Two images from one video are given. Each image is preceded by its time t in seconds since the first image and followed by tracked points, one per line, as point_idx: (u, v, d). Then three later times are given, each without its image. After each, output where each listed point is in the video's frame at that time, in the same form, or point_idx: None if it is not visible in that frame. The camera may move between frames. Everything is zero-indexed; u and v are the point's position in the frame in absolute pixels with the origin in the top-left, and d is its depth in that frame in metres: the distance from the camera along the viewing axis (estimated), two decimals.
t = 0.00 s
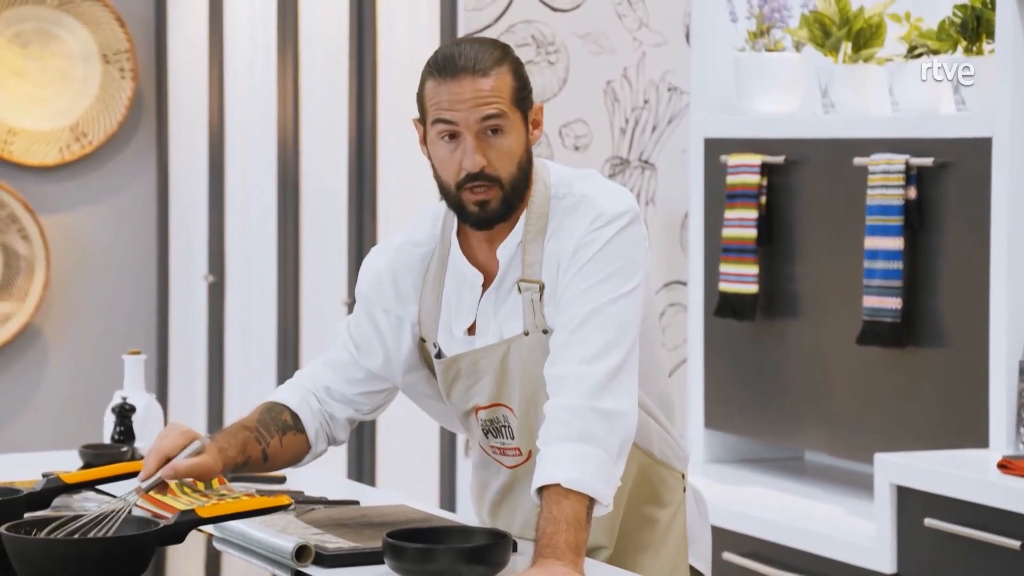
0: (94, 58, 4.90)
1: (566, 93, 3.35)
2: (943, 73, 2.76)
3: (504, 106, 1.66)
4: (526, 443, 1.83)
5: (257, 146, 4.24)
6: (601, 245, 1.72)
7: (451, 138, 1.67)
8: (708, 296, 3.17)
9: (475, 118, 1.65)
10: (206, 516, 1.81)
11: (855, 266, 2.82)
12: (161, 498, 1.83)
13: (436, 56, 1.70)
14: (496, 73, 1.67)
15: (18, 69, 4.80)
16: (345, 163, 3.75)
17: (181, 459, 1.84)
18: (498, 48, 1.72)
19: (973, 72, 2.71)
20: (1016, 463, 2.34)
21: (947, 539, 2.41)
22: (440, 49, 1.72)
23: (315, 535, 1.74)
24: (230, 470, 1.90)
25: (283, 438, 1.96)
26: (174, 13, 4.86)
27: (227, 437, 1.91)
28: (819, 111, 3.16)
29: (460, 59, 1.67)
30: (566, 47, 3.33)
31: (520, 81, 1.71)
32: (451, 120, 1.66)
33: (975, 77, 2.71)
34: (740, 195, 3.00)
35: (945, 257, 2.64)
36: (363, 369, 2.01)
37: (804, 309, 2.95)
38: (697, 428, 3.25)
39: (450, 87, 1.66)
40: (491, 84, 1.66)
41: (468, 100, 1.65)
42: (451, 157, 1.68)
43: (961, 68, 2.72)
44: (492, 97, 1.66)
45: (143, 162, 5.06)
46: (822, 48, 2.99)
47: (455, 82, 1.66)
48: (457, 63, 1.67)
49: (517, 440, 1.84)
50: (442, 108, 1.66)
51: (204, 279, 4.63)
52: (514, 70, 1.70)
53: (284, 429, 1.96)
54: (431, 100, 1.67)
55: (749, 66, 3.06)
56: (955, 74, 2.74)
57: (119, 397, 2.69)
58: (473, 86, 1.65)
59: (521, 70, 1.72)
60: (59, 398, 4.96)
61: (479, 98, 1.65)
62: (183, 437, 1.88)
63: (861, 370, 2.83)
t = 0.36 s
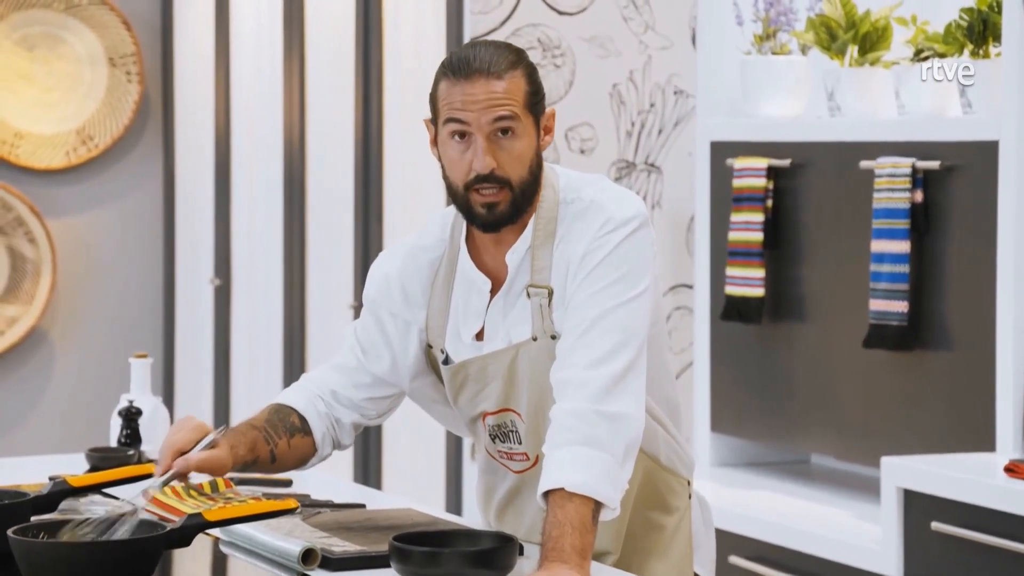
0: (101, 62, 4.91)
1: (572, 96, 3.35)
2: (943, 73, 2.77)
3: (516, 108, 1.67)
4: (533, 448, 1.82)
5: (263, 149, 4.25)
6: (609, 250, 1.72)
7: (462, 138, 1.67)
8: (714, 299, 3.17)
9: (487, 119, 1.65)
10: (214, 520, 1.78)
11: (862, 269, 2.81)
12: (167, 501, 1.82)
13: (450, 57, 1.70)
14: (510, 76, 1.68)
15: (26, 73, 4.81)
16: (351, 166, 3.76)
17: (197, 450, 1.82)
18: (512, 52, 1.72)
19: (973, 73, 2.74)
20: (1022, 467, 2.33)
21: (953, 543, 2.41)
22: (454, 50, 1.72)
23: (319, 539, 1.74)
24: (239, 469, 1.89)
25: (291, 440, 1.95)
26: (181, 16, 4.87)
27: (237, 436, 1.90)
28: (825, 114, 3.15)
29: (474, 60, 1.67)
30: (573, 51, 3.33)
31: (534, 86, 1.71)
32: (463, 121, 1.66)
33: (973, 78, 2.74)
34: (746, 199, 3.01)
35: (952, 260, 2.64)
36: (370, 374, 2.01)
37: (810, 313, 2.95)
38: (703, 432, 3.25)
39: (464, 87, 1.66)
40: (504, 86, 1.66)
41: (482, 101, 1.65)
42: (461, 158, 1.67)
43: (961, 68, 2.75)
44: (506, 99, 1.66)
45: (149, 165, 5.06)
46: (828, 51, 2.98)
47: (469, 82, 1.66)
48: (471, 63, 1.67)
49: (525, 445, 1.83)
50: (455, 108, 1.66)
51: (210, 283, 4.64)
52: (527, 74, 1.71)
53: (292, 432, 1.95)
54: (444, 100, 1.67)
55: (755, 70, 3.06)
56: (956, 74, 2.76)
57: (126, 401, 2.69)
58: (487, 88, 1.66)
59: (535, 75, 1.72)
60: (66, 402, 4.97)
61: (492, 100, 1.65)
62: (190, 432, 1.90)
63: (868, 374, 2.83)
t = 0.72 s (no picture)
0: (115, 67, 4.91)
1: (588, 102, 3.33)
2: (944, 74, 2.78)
3: (512, 127, 1.67)
4: (546, 454, 1.83)
5: (277, 155, 4.25)
6: (622, 255, 1.72)
7: (460, 155, 1.68)
8: (728, 305, 3.17)
9: (481, 137, 1.66)
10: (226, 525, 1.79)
11: (876, 275, 2.81)
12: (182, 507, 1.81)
13: (454, 70, 1.71)
14: (508, 93, 1.67)
15: (41, 80, 4.81)
16: (365, 172, 3.76)
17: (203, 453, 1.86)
18: (517, 64, 1.71)
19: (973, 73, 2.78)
20: None
21: (969, 550, 2.41)
22: (461, 62, 1.72)
23: (333, 545, 1.75)
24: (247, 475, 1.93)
25: (302, 444, 1.99)
26: (195, 22, 4.88)
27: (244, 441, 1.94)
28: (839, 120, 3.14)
29: (474, 76, 1.68)
30: (586, 57, 3.32)
31: (536, 100, 1.70)
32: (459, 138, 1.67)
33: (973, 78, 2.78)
34: (760, 205, 3.00)
35: (967, 266, 2.64)
36: (385, 378, 2.04)
37: (824, 320, 2.95)
38: (717, 438, 3.25)
39: (460, 104, 1.67)
40: (499, 104, 1.66)
41: (476, 120, 1.65)
42: (459, 173, 1.69)
43: (961, 68, 2.78)
44: (500, 118, 1.66)
45: (163, 170, 5.07)
46: (842, 56, 2.97)
47: (465, 100, 1.66)
48: (470, 80, 1.67)
49: (538, 450, 1.84)
50: (452, 125, 1.67)
51: (223, 288, 4.65)
52: (530, 89, 1.70)
53: (303, 436, 1.99)
54: (442, 116, 1.68)
55: (770, 75, 3.05)
56: (955, 74, 2.79)
57: (140, 406, 2.69)
58: (482, 106, 1.66)
59: (539, 87, 1.71)
60: (81, 407, 4.98)
61: (487, 117, 1.65)
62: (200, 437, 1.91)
63: (882, 380, 2.82)
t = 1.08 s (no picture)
0: (131, 71, 4.92)
1: (602, 104, 3.37)
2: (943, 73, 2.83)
3: (489, 138, 1.75)
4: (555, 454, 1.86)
5: (292, 158, 4.26)
6: (659, 276, 1.79)
7: (447, 170, 1.77)
8: (743, 308, 3.17)
9: (461, 155, 1.75)
10: (245, 528, 1.80)
11: (892, 278, 2.81)
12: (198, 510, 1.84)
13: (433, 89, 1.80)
14: (480, 105, 1.76)
15: (57, 83, 4.82)
16: (380, 175, 3.77)
17: (220, 452, 1.87)
18: (491, 75, 1.80)
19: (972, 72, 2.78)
20: None
21: (987, 553, 2.40)
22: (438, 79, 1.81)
23: (348, 548, 1.75)
24: (268, 475, 1.96)
25: (320, 443, 2.02)
26: (210, 25, 4.89)
27: (265, 441, 1.97)
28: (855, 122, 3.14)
29: (447, 93, 1.77)
30: (601, 60, 3.35)
31: (512, 105, 1.78)
32: (444, 157, 1.77)
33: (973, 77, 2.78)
34: (776, 208, 3.01)
35: (983, 270, 2.63)
36: (400, 372, 2.09)
37: (841, 324, 2.94)
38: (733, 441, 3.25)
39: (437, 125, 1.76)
40: (474, 119, 1.75)
41: (453, 137, 1.74)
42: (449, 187, 1.78)
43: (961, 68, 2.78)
44: (476, 132, 1.74)
45: (178, 173, 5.08)
46: (858, 60, 2.96)
47: (441, 119, 1.76)
48: (444, 100, 1.76)
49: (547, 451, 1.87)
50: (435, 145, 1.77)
51: (239, 291, 4.65)
52: (504, 96, 1.78)
53: (323, 434, 2.02)
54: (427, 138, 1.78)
55: (785, 76, 3.04)
56: (955, 74, 2.79)
57: (156, 409, 2.70)
58: (457, 124, 1.75)
59: (515, 94, 1.79)
60: (95, 410, 4.99)
61: (464, 134, 1.74)
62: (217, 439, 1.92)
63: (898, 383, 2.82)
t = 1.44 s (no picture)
0: (146, 70, 4.93)
1: (616, 103, 3.28)
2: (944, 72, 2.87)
3: (497, 150, 1.74)
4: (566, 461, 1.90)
5: (306, 156, 4.26)
6: (661, 280, 1.78)
7: (455, 185, 1.76)
8: (758, 307, 3.16)
9: (469, 168, 1.74)
10: (258, 526, 1.79)
11: (906, 279, 2.80)
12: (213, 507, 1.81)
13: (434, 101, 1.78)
14: (485, 117, 1.74)
15: (72, 82, 4.83)
16: (393, 173, 3.77)
17: (238, 455, 1.90)
18: (492, 84, 1.78)
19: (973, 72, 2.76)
20: None
21: (1002, 553, 2.39)
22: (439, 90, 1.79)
23: (364, 546, 1.75)
24: (283, 479, 1.97)
25: (334, 446, 2.04)
26: (224, 23, 4.90)
27: (279, 444, 1.99)
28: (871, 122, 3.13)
29: (449, 109, 1.75)
30: (616, 60, 3.28)
31: (516, 114, 1.76)
32: (451, 171, 1.76)
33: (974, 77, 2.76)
34: (791, 207, 3.00)
35: (998, 269, 2.62)
36: (410, 376, 2.10)
37: (856, 320, 2.93)
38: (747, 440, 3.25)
39: (443, 142, 1.75)
40: (480, 132, 1.73)
41: (460, 152, 1.73)
42: (459, 201, 1.78)
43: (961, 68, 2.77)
44: (483, 145, 1.73)
45: (193, 172, 5.08)
46: (873, 58, 2.96)
47: (446, 135, 1.74)
48: (446, 116, 1.74)
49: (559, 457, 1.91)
50: (441, 162, 1.76)
51: (253, 290, 4.66)
52: (508, 105, 1.76)
53: (335, 437, 2.04)
54: (431, 153, 1.76)
55: (799, 75, 3.04)
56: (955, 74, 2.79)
57: (171, 407, 2.70)
58: (463, 138, 1.73)
59: (518, 102, 1.77)
60: (109, 408, 5.00)
61: (472, 151, 1.73)
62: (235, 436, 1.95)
63: (912, 382, 2.81)
